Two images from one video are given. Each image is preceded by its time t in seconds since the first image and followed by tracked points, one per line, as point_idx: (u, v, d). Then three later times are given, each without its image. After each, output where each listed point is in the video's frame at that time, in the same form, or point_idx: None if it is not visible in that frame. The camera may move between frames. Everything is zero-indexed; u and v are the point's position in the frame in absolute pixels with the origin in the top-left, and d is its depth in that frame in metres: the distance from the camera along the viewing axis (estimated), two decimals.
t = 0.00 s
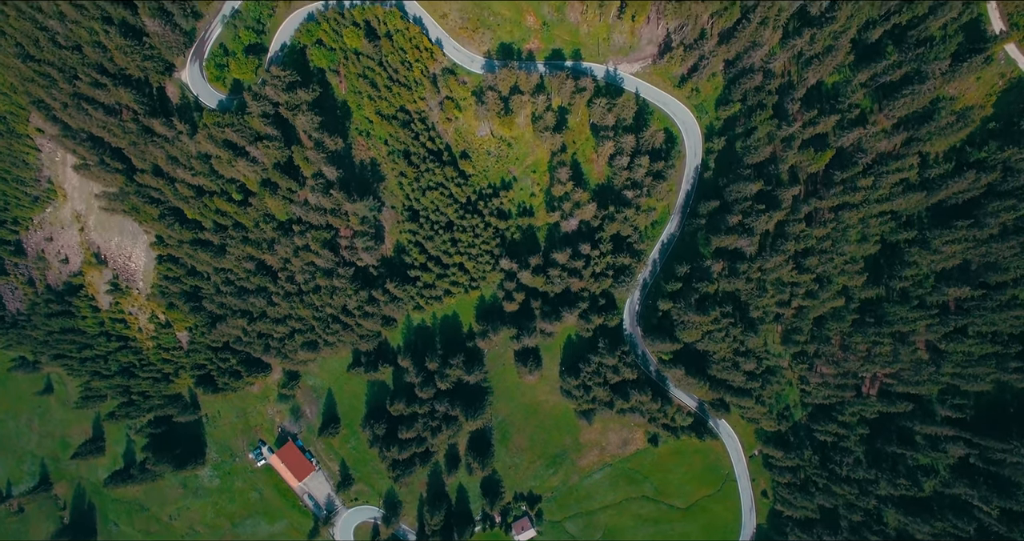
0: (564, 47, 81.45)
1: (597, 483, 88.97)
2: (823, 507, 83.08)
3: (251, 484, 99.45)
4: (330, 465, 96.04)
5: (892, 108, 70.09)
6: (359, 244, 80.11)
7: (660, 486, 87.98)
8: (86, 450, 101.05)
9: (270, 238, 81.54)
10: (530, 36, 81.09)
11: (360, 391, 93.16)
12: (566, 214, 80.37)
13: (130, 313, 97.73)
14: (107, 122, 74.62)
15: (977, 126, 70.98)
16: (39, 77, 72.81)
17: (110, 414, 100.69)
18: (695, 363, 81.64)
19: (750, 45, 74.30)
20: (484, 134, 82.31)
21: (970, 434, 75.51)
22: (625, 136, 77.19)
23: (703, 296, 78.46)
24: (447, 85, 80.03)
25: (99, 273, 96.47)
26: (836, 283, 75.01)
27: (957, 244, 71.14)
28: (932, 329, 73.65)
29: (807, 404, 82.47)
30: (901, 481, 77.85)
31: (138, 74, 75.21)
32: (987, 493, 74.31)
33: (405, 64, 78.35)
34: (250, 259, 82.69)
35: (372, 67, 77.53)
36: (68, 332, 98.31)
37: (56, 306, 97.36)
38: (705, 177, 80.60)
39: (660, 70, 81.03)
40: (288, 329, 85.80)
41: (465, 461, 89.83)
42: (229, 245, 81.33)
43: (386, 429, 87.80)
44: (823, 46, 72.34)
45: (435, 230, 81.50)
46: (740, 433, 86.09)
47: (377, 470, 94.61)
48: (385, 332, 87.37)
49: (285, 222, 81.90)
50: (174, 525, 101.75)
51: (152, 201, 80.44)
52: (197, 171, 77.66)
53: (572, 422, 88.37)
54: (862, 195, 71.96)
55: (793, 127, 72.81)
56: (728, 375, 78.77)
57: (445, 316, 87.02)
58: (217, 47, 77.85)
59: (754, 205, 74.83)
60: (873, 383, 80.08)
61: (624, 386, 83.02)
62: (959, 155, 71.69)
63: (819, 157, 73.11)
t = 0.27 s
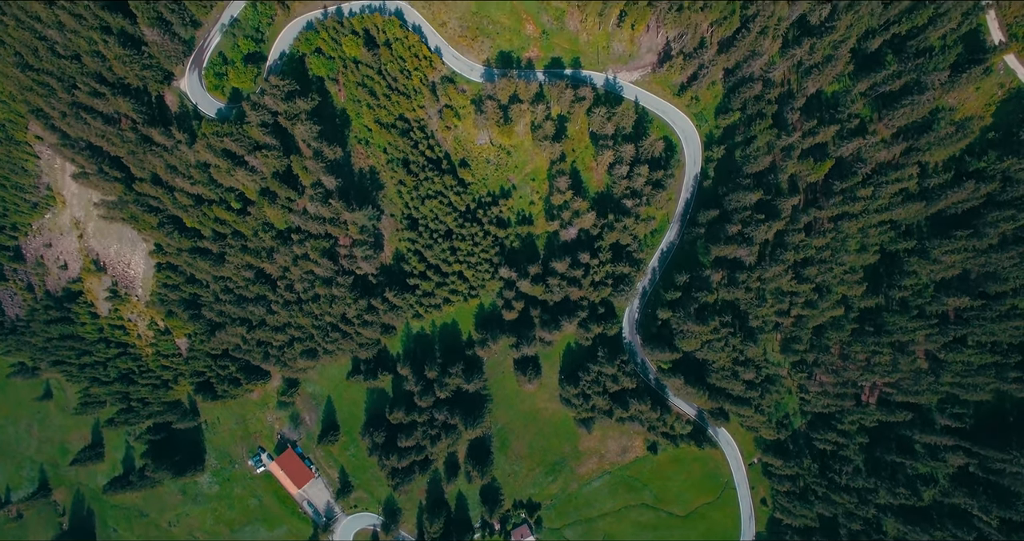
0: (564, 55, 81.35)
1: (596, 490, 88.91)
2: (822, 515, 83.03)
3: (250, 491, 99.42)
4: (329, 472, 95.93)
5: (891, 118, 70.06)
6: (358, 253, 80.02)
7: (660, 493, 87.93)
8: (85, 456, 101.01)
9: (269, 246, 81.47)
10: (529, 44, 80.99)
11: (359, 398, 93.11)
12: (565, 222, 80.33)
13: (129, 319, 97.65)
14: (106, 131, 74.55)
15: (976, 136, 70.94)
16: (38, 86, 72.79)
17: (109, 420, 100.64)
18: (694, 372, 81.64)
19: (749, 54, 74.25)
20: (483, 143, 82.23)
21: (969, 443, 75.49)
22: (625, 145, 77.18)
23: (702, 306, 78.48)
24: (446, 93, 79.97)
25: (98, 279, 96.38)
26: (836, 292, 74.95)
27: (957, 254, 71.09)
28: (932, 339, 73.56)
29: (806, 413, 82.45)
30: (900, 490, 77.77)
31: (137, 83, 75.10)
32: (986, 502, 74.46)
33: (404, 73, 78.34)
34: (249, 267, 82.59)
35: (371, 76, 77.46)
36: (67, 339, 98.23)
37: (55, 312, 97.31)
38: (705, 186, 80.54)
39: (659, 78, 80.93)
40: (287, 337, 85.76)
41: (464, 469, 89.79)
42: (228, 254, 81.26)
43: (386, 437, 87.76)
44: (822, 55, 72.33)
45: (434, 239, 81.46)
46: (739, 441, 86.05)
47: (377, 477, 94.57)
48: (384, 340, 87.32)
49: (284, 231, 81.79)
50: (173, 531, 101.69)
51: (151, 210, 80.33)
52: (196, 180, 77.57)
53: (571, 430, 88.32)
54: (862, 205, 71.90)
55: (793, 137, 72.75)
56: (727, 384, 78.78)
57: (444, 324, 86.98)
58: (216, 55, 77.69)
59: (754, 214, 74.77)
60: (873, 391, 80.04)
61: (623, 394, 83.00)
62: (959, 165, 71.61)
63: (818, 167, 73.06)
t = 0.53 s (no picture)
0: (564, 62, 81.28)
1: (596, 497, 88.87)
2: (821, 522, 83.08)
3: (250, 496, 99.43)
4: (329, 478, 95.83)
5: (891, 126, 70.04)
6: (358, 261, 79.93)
7: (659, 500, 87.92)
8: (84, 461, 100.97)
9: (268, 253, 81.42)
10: (529, 51, 80.91)
11: (358, 404, 93.09)
12: (565, 230, 80.29)
13: (129, 325, 97.58)
14: (105, 139, 74.54)
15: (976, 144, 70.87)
16: (38, 93, 72.79)
17: (109, 426, 100.61)
18: (694, 379, 81.61)
19: (749, 62, 74.20)
20: (483, 150, 82.13)
21: (969, 451, 75.35)
22: (624, 153, 77.14)
23: (702, 314, 78.46)
24: (446, 100, 79.91)
25: (98, 285, 96.34)
26: (836, 300, 74.90)
27: (957, 262, 71.01)
28: (931, 347, 73.48)
29: (806, 420, 82.41)
30: (900, 498, 77.72)
31: (136, 90, 75.01)
32: (985, 510, 74.64)
33: (403, 80, 78.30)
34: (248, 274, 82.55)
35: (370, 83, 77.43)
36: (67, 344, 98.19)
37: (55, 317, 97.23)
38: (705, 193, 80.40)
39: (659, 85, 80.85)
40: (287, 344, 85.72)
41: (464, 475, 89.76)
42: (228, 261, 81.21)
43: (385, 444, 87.71)
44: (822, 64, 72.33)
45: (434, 246, 81.41)
46: (739, 448, 86.01)
47: (376, 483, 94.55)
48: (383, 347, 87.30)
49: (284, 238, 81.73)
50: (172, 536, 101.65)
51: (150, 217, 80.26)
52: (195, 188, 77.50)
53: (571, 437, 88.30)
54: (862, 214, 71.83)
55: (793, 145, 72.65)
56: (727, 392, 78.75)
57: (444, 331, 86.97)
58: (215, 63, 77.64)
59: (754, 222, 74.69)
60: (872, 399, 80.03)
61: (623, 402, 82.95)
62: (958, 173, 71.58)
63: (818, 176, 72.96)
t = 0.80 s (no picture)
0: (563, 70, 81.18)
1: (595, 504, 88.85)
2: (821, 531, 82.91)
3: (249, 503, 99.50)
4: (328, 485, 95.78)
5: (891, 136, 69.95)
6: (358, 270, 79.89)
7: (659, 507, 87.91)
8: (84, 467, 101.03)
9: (268, 262, 81.37)
10: (529, 59, 80.80)
11: (358, 411, 93.09)
12: (564, 238, 80.25)
13: (128, 331, 97.53)
14: (104, 148, 74.52)
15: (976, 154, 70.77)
16: (37, 103, 72.77)
17: (108, 432, 100.61)
18: (693, 388, 81.62)
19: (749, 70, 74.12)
20: (482, 158, 82.04)
21: (969, 460, 75.39)
22: (624, 162, 77.04)
23: (701, 323, 78.45)
24: (445, 109, 79.87)
25: (97, 292, 96.30)
26: (835, 310, 74.85)
27: (957, 272, 70.91)
28: (931, 357, 73.40)
29: (806, 428, 82.37)
30: (900, 507, 77.69)
31: (135, 99, 74.96)
32: (986, 520, 74.29)
33: (402, 89, 78.22)
34: (247, 282, 82.52)
35: (370, 92, 77.39)
36: (66, 350, 98.19)
37: (54, 324, 97.21)
38: (705, 202, 80.29)
39: (659, 93, 80.69)
40: (286, 352, 85.73)
41: (463, 482, 89.71)
42: (227, 269, 81.21)
43: (385, 452, 87.75)
44: (822, 73, 72.27)
45: (433, 254, 81.37)
46: (738, 456, 85.98)
47: (376, 490, 94.56)
48: (383, 355, 87.32)
49: (283, 246, 81.66)
50: None
51: (150, 225, 80.22)
52: (194, 197, 77.42)
53: (570, 444, 88.28)
54: (862, 223, 71.79)
55: (793, 155, 72.55)
56: (727, 401, 78.71)
57: (443, 338, 86.95)
58: (214, 71, 77.56)
59: (753, 232, 74.62)
60: (872, 407, 79.89)
61: (622, 410, 82.91)
62: (958, 183, 71.50)
63: (818, 185, 72.92)
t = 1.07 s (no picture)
0: (563, 78, 81.09)
1: (595, 511, 88.81)
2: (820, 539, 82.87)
3: (249, 509, 99.55)
4: (328, 492, 95.66)
5: (891, 146, 69.92)
6: (357, 278, 79.87)
7: (658, 514, 87.89)
8: (83, 473, 101.03)
9: (267, 270, 81.34)
10: (528, 67, 80.73)
11: (357, 418, 93.07)
12: (564, 247, 80.20)
13: (128, 338, 97.39)
14: (103, 157, 74.47)
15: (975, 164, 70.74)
16: (36, 112, 72.65)
17: (108, 438, 100.58)
18: (693, 396, 81.62)
19: (749, 80, 74.10)
20: (482, 166, 81.94)
21: (969, 469, 75.38)
22: (623, 171, 76.97)
23: (701, 331, 78.43)
24: (445, 117, 79.83)
25: (96, 298, 96.20)
26: (835, 319, 74.82)
27: (957, 281, 70.89)
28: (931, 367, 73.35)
29: (805, 436, 82.38)
30: (899, 515, 77.71)
31: (134, 108, 74.89)
32: (986, 529, 74.40)
33: (402, 97, 78.17)
34: (247, 290, 82.45)
35: (369, 100, 77.41)
36: (66, 356, 98.09)
37: (53, 330, 97.07)
38: (704, 210, 80.20)
39: (658, 102, 80.57)
40: (286, 360, 85.73)
41: (462, 490, 89.62)
42: (226, 277, 81.15)
43: (384, 459, 87.78)
44: (821, 82, 72.25)
45: (432, 262, 81.31)
46: (738, 463, 85.98)
47: (375, 497, 94.56)
48: (382, 362, 87.32)
49: (282, 255, 81.57)
50: None
51: (149, 234, 80.16)
52: (193, 206, 77.29)
53: (569, 452, 88.27)
54: (861, 233, 71.74)
55: (792, 164, 72.47)
56: (726, 409, 78.69)
57: (443, 346, 86.93)
58: (213, 80, 77.44)
59: (753, 241, 74.58)
60: (871, 415, 79.87)
61: (622, 418, 82.90)
62: (958, 193, 71.45)
63: (817, 195, 72.88)
